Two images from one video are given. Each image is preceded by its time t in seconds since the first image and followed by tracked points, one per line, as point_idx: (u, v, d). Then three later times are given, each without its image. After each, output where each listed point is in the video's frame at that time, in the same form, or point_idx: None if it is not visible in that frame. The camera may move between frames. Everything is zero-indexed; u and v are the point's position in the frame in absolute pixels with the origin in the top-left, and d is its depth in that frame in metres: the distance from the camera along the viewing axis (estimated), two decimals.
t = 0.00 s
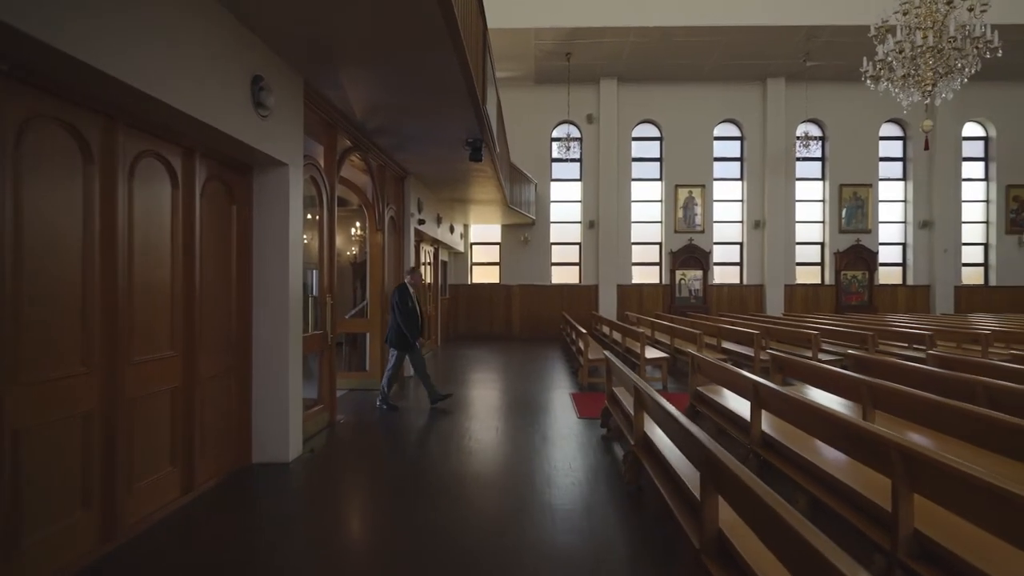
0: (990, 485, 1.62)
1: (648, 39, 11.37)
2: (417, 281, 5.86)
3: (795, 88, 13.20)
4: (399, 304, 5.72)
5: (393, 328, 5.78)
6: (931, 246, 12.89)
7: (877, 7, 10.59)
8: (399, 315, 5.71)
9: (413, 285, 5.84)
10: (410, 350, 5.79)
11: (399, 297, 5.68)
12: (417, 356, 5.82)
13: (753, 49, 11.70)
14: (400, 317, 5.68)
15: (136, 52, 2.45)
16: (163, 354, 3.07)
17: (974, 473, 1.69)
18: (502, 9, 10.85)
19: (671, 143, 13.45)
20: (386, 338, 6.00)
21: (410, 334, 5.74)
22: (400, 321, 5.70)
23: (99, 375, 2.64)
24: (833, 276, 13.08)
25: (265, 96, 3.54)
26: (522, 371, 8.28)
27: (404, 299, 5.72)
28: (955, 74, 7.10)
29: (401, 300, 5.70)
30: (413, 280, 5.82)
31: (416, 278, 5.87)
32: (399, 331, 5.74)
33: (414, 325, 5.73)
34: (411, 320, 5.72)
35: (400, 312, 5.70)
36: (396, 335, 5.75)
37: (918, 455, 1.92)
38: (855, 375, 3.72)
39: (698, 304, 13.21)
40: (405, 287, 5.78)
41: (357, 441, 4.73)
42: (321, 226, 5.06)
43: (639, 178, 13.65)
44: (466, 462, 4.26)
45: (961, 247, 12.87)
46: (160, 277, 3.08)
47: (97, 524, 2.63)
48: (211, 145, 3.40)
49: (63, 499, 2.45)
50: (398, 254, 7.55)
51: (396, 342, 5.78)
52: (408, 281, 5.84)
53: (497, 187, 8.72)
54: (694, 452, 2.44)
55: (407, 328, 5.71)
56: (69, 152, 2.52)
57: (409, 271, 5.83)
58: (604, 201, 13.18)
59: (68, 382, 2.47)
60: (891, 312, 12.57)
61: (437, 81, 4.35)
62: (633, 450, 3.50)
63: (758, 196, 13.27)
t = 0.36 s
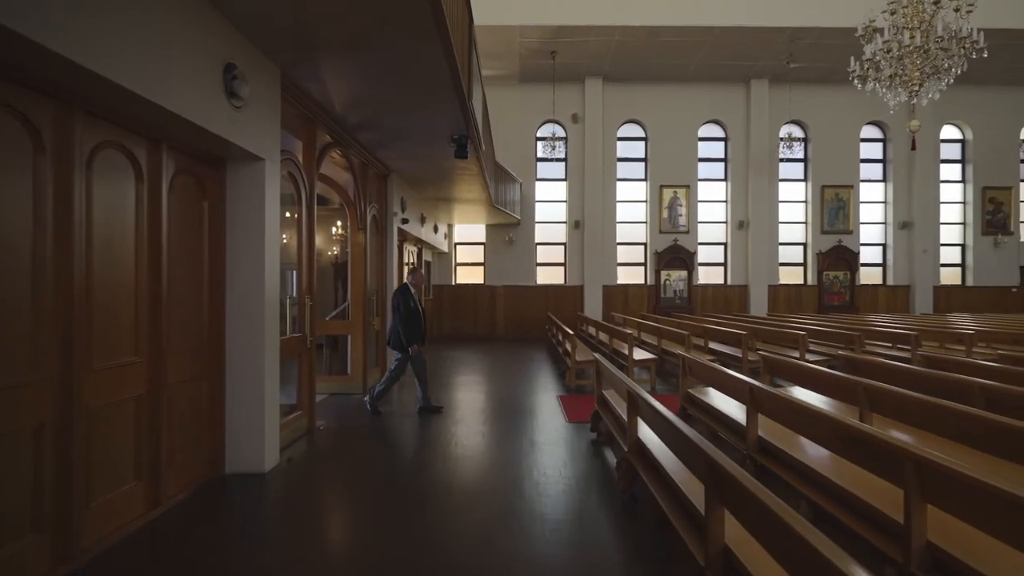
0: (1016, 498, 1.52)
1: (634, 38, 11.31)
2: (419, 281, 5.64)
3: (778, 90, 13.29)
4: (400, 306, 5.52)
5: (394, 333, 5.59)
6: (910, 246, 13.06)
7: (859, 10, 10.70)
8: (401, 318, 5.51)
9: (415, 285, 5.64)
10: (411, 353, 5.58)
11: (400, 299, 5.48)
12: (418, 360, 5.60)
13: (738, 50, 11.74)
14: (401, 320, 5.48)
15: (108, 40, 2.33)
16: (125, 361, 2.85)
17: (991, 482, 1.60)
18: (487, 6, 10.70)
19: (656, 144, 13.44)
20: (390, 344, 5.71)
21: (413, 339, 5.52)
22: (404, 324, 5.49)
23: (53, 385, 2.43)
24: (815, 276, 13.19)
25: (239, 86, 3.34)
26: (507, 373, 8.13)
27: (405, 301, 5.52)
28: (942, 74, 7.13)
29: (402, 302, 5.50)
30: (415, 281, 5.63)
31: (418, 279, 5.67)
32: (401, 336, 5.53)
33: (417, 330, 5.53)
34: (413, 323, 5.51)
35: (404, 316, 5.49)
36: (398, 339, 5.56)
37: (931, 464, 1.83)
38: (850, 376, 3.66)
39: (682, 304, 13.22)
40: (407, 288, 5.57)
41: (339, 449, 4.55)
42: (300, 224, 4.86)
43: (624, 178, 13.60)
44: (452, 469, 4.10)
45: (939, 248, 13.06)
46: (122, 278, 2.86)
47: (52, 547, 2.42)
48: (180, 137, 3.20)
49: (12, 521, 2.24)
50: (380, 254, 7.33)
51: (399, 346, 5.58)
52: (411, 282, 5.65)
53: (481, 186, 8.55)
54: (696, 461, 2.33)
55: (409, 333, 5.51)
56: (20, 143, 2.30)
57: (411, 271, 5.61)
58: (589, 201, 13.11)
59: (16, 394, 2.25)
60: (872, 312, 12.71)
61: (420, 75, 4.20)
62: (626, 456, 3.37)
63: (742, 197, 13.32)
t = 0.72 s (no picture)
0: None
1: (619, 38, 11.26)
2: (419, 280, 5.40)
3: (762, 91, 13.35)
4: (399, 306, 5.29)
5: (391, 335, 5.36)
6: (891, 246, 13.21)
7: (841, 13, 10.80)
8: (399, 317, 5.29)
9: (414, 283, 5.42)
10: (411, 353, 5.33)
11: (397, 298, 5.26)
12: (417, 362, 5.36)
13: (722, 51, 11.77)
14: (398, 320, 5.26)
15: (68, 23, 2.17)
16: (82, 368, 2.63)
17: (1016, 494, 1.51)
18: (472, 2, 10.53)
19: (641, 144, 13.40)
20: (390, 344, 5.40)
21: (414, 338, 5.31)
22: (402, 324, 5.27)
23: None
24: (798, 276, 13.28)
25: (209, 75, 3.13)
26: (492, 376, 7.96)
27: (402, 298, 5.30)
28: (930, 75, 7.15)
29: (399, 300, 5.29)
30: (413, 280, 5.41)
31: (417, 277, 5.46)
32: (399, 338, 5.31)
33: (417, 331, 5.32)
34: (412, 324, 5.29)
35: (404, 315, 5.28)
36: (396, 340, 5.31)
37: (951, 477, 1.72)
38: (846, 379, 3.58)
39: (668, 305, 13.19)
40: (405, 286, 5.35)
41: (319, 458, 4.35)
42: (277, 223, 4.64)
43: (610, 178, 13.53)
44: (436, 477, 3.94)
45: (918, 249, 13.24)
46: (79, 279, 2.64)
47: None
48: (146, 128, 3.00)
49: None
50: (362, 254, 7.11)
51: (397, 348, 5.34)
52: (409, 279, 5.44)
53: (466, 185, 8.37)
54: (700, 473, 2.20)
55: (408, 335, 5.29)
56: None
57: (411, 269, 5.36)
58: (574, 201, 13.02)
59: None
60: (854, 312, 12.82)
61: (403, 67, 4.02)
62: (620, 464, 3.24)
63: (726, 197, 13.35)
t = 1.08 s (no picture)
0: None
1: (602, 36, 11.18)
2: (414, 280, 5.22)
3: (742, 92, 13.44)
4: (392, 306, 5.08)
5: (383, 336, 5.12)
6: (866, 246, 13.42)
7: (820, 16, 10.91)
8: (393, 315, 5.08)
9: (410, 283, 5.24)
10: (406, 354, 5.09)
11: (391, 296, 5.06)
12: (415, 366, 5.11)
13: (703, 51, 11.79)
14: (392, 319, 5.05)
15: None
16: (24, 376, 2.39)
17: None
18: None
19: (622, 143, 13.37)
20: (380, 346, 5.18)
21: (408, 341, 5.08)
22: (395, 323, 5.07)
23: None
24: (776, 276, 13.41)
25: (171, 57, 2.90)
26: (472, 377, 7.80)
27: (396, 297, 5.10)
28: (912, 76, 7.17)
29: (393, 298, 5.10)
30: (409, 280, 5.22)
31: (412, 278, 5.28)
32: (392, 338, 5.09)
33: (412, 332, 5.10)
34: (405, 323, 5.09)
35: (399, 315, 5.07)
36: (390, 341, 5.08)
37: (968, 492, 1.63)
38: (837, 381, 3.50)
39: (648, 304, 13.19)
40: (400, 285, 5.16)
41: (292, 466, 4.14)
42: (247, 219, 4.40)
43: (591, 177, 13.47)
44: (418, 485, 3.76)
45: (892, 249, 13.47)
46: (21, 277, 2.40)
47: None
48: (101, 113, 2.77)
49: None
50: (339, 252, 6.87)
51: (389, 349, 5.11)
52: (405, 278, 5.26)
53: (447, 181, 8.18)
54: (700, 486, 2.09)
55: (403, 335, 5.07)
56: None
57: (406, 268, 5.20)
58: (556, 200, 12.93)
59: None
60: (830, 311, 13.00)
61: (382, 58, 3.84)
62: (609, 470, 3.12)
63: (706, 197, 13.40)
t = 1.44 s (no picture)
0: None
1: (582, 34, 11.09)
2: (412, 282, 5.03)
3: (720, 93, 13.53)
4: (389, 309, 4.89)
5: (379, 342, 4.91)
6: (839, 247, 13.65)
7: (797, 19, 11.02)
8: (389, 319, 4.89)
9: (406, 285, 5.06)
10: (401, 360, 4.88)
11: (388, 299, 4.85)
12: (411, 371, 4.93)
13: (682, 52, 11.82)
14: (389, 323, 4.85)
15: None
16: None
17: None
18: None
19: (602, 142, 13.32)
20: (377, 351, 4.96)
21: (405, 345, 4.89)
22: (392, 329, 4.88)
23: None
24: (753, 276, 13.54)
25: (125, 36, 2.68)
26: (451, 379, 7.62)
27: (393, 300, 4.90)
28: (893, 76, 7.22)
29: (388, 301, 4.90)
30: (406, 282, 5.04)
31: (410, 280, 5.10)
32: (388, 343, 4.88)
33: (410, 337, 4.92)
34: (402, 326, 4.90)
35: (397, 319, 4.88)
36: (386, 347, 4.86)
37: (990, 507, 1.53)
38: (825, 382, 3.45)
39: (627, 304, 13.18)
40: (397, 287, 4.97)
41: (261, 475, 3.91)
42: (214, 215, 4.15)
43: (571, 177, 13.40)
44: (395, 493, 3.57)
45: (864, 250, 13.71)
46: None
47: None
48: (48, 96, 2.54)
49: None
50: (313, 250, 6.61)
51: (385, 354, 4.90)
52: (402, 280, 5.08)
53: (425, 178, 7.97)
54: (703, 502, 1.96)
55: (399, 340, 4.87)
56: None
57: (404, 269, 5.01)
58: (535, 198, 12.82)
59: None
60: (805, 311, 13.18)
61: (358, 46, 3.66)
62: (597, 478, 2.99)
63: (685, 197, 13.45)
